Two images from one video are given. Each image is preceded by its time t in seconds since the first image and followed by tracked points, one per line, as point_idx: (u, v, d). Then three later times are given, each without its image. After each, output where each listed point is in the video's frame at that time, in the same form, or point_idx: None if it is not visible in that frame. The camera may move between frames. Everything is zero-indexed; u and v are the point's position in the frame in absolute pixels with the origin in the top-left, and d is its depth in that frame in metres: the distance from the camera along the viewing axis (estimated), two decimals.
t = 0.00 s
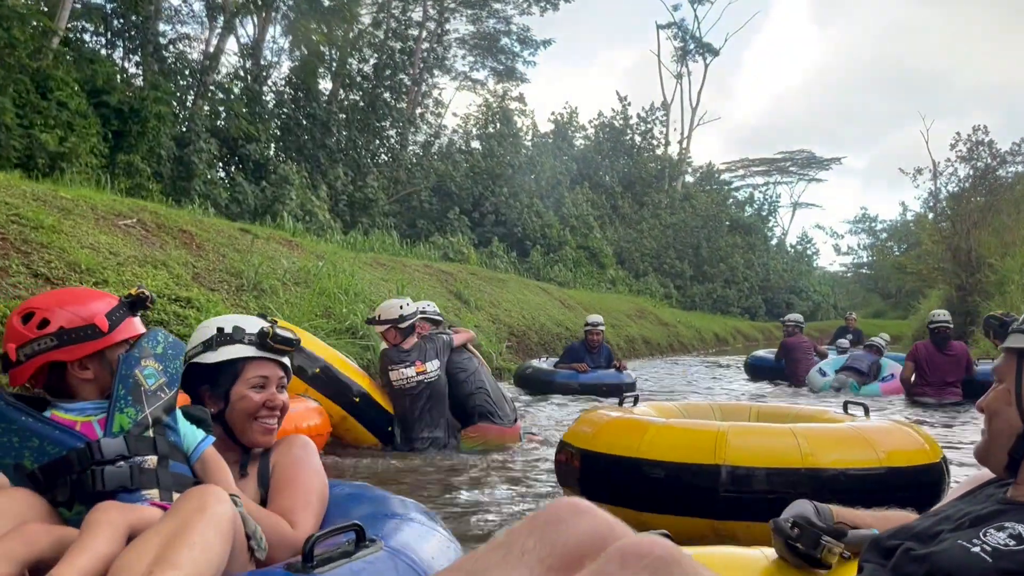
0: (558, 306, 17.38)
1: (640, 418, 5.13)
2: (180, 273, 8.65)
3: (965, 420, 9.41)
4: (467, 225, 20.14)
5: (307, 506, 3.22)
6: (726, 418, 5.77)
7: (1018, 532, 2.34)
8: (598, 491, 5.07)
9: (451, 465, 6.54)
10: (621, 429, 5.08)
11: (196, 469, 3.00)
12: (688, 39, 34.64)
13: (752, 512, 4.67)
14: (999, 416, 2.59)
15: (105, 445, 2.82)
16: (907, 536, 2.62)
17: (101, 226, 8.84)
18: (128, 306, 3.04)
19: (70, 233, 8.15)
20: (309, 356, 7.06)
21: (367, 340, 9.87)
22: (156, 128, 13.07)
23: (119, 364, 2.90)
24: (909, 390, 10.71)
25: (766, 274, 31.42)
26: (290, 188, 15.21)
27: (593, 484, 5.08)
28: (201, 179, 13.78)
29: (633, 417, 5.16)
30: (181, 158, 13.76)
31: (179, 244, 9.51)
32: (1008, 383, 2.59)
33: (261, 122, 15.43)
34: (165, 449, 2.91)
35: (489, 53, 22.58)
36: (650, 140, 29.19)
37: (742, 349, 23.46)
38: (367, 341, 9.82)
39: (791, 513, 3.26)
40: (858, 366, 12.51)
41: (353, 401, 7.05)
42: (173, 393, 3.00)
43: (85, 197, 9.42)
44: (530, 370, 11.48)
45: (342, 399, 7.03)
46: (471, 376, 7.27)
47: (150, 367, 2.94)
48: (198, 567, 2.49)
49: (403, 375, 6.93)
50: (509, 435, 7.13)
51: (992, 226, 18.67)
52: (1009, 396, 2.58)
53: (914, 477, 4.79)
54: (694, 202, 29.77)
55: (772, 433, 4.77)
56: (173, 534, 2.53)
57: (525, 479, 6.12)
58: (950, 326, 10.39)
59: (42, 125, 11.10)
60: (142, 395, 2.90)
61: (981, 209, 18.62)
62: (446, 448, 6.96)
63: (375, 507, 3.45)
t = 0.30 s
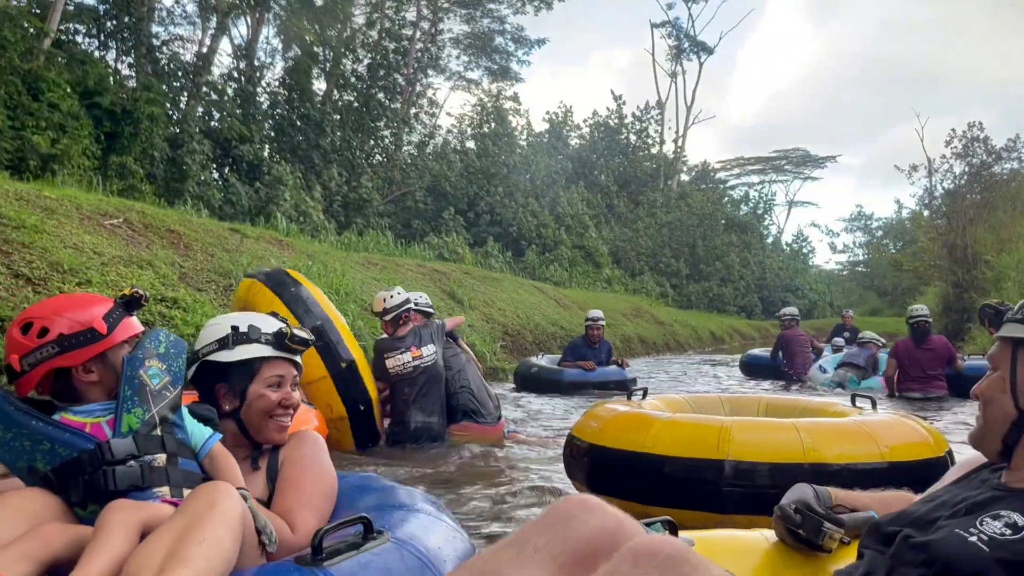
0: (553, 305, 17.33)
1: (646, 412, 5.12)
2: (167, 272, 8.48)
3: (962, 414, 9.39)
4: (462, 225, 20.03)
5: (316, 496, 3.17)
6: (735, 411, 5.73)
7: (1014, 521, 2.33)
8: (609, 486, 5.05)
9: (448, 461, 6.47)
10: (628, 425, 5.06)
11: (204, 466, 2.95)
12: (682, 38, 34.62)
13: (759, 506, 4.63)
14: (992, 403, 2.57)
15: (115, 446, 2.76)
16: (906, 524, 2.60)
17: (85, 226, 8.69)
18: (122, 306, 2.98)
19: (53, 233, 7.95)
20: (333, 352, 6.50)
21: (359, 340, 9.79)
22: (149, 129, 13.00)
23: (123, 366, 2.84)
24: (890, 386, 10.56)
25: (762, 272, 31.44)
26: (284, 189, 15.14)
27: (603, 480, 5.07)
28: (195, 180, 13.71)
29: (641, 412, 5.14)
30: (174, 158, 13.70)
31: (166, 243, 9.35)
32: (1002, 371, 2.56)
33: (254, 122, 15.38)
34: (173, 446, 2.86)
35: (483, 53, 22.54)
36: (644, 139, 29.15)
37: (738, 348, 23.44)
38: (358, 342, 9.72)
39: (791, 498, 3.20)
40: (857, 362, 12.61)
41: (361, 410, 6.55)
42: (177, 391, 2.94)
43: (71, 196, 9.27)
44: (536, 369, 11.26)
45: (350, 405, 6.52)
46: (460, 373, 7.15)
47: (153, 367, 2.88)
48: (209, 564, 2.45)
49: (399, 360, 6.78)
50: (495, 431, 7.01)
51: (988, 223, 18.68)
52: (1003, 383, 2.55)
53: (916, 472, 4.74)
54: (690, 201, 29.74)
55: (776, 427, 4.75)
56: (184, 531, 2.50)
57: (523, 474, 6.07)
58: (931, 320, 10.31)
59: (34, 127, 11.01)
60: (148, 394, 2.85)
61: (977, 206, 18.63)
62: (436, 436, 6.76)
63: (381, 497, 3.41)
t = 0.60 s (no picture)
0: (550, 303, 17.29)
1: (654, 413, 5.13)
2: (157, 271, 8.28)
3: (963, 409, 9.38)
4: (459, 224, 19.95)
5: (331, 494, 3.12)
6: (747, 409, 5.70)
7: None
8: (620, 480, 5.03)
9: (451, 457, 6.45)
10: (640, 424, 5.06)
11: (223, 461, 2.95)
12: (679, 35, 34.59)
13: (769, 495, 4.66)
14: (1006, 393, 2.62)
15: (136, 438, 2.80)
16: (919, 515, 2.62)
17: (72, 225, 8.49)
18: (150, 305, 3.01)
19: (39, 232, 7.74)
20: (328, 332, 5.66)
21: (356, 338, 9.73)
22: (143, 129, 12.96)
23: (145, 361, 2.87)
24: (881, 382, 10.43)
25: (760, 269, 31.43)
26: (280, 189, 15.08)
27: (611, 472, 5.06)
28: (191, 180, 13.66)
29: (647, 414, 5.15)
30: (169, 157, 13.66)
31: (156, 242, 9.19)
32: (1014, 360, 2.62)
33: (250, 122, 15.37)
34: (191, 442, 2.88)
35: (480, 51, 22.52)
36: (641, 137, 29.11)
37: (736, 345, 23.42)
38: (355, 340, 9.67)
39: (803, 488, 3.23)
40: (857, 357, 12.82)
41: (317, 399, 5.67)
42: (199, 388, 2.96)
43: (59, 195, 9.13)
44: (543, 365, 11.10)
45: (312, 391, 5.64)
46: (451, 373, 7.05)
47: (176, 363, 2.89)
48: (234, 557, 2.43)
49: (398, 359, 6.63)
50: (486, 431, 7.02)
51: (986, 219, 18.66)
52: (1016, 372, 2.61)
53: (924, 458, 4.74)
54: (687, 198, 29.72)
55: (783, 420, 4.77)
56: (207, 525, 2.48)
57: (528, 470, 6.06)
58: (925, 314, 10.28)
59: (29, 127, 10.95)
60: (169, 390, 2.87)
61: (975, 201, 18.61)
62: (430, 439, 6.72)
63: (391, 497, 3.38)
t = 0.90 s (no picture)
0: (549, 302, 17.23)
1: (668, 408, 5.10)
2: (147, 270, 8.12)
3: (965, 407, 9.34)
4: (457, 222, 19.89)
5: (350, 495, 3.15)
6: (763, 406, 5.67)
7: None
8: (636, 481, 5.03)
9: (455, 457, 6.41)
10: (652, 420, 5.05)
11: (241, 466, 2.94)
12: (676, 33, 34.52)
13: (777, 493, 4.62)
14: None
15: (159, 437, 2.83)
16: (939, 509, 2.64)
17: (60, 223, 8.31)
18: (172, 305, 3.05)
19: (24, 230, 7.59)
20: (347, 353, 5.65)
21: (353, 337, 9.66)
22: (139, 127, 12.90)
23: (168, 361, 2.91)
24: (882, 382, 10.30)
25: (758, 267, 31.40)
26: (277, 187, 15.02)
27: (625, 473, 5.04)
28: (187, 179, 13.57)
29: (660, 407, 5.13)
30: (166, 156, 13.59)
31: (146, 241, 9.01)
32: None
33: (246, 121, 15.30)
34: (213, 441, 2.92)
35: (477, 48, 22.43)
36: (639, 134, 29.03)
37: (735, 343, 23.38)
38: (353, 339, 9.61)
39: (818, 489, 3.16)
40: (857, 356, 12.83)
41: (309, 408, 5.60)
42: (219, 389, 3.01)
43: (47, 192, 8.96)
44: (548, 364, 11.09)
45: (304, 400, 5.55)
46: (445, 373, 6.87)
47: (197, 364, 2.95)
48: (260, 557, 2.52)
49: (391, 381, 6.35)
50: (477, 433, 6.89)
51: (986, 215, 18.65)
52: None
53: (937, 460, 4.68)
54: (685, 196, 29.65)
55: (795, 418, 4.73)
56: (231, 526, 2.56)
57: (533, 469, 6.04)
58: (922, 312, 10.24)
59: (23, 126, 10.87)
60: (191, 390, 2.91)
61: (975, 198, 18.58)
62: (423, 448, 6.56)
63: (402, 497, 3.42)
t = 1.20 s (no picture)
0: (548, 301, 17.21)
1: (675, 410, 5.08)
2: (135, 268, 7.97)
3: (966, 407, 9.32)
4: (457, 221, 19.87)
5: (354, 500, 3.19)
6: (773, 408, 5.63)
7: None
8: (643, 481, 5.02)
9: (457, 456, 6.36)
10: (657, 421, 5.05)
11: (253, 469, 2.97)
12: (677, 31, 34.46)
13: (772, 495, 4.58)
14: None
15: (172, 437, 2.84)
16: (940, 511, 2.60)
17: (49, 222, 8.16)
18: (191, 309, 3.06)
19: (9, 229, 7.46)
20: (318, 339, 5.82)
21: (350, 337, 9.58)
22: (138, 127, 12.86)
23: (185, 363, 2.93)
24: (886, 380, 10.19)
25: (759, 266, 31.38)
26: (276, 187, 15.00)
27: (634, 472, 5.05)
28: (186, 179, 13.53)
29: (669, 409, 5.12)
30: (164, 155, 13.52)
31: (137, 238, 8.85)
32: None
33: (246, 120, 15.26)
34: (226, 444, 2.92)
35: (478, 47, 22.39)
36: (640, 133, 28.99)
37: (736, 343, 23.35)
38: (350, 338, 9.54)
39: (823, 492, 3.15)
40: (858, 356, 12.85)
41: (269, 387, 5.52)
42: (234, 392, 3.00)
43: (35, 190, 8.82)
44: (549, 364, 11.07)
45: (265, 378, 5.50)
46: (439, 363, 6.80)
47: (214, 367, 2.95)
48: (269, 554, 2.51)
49: (396, 375, 6.28)
50: (468, 422, 6.83)
51: (988, 213, 18.62)
52: None
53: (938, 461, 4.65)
54: (686, 194, 29.60)
55: (800, 421, 4.68)
56: (240, 524, 2.54)
57: (534, 469, 5.99)
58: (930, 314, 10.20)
59: (21, 126, 10.83)
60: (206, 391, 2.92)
61: (976, 196, 18.55)
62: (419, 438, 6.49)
63: (411, 493, 3.43)
